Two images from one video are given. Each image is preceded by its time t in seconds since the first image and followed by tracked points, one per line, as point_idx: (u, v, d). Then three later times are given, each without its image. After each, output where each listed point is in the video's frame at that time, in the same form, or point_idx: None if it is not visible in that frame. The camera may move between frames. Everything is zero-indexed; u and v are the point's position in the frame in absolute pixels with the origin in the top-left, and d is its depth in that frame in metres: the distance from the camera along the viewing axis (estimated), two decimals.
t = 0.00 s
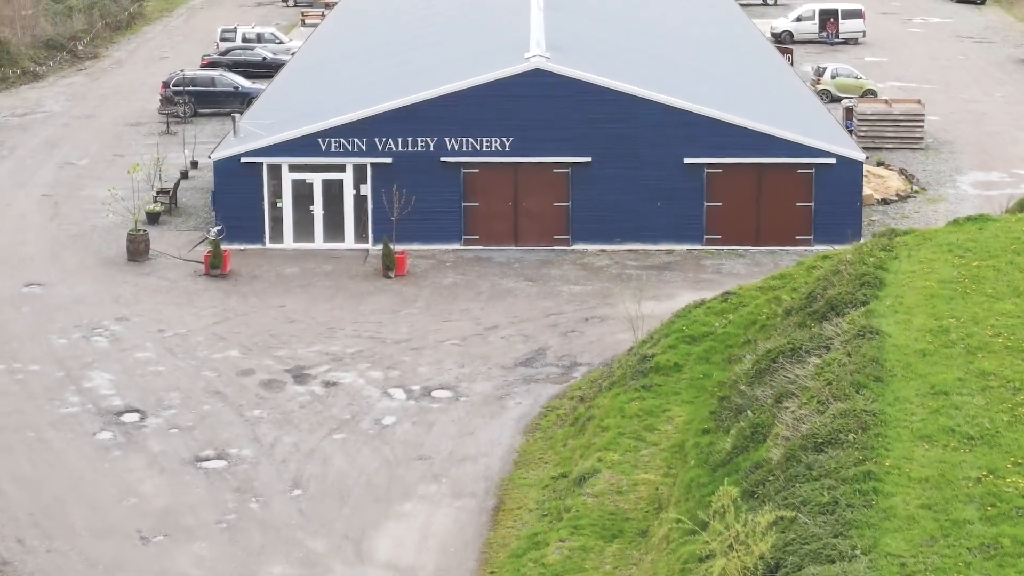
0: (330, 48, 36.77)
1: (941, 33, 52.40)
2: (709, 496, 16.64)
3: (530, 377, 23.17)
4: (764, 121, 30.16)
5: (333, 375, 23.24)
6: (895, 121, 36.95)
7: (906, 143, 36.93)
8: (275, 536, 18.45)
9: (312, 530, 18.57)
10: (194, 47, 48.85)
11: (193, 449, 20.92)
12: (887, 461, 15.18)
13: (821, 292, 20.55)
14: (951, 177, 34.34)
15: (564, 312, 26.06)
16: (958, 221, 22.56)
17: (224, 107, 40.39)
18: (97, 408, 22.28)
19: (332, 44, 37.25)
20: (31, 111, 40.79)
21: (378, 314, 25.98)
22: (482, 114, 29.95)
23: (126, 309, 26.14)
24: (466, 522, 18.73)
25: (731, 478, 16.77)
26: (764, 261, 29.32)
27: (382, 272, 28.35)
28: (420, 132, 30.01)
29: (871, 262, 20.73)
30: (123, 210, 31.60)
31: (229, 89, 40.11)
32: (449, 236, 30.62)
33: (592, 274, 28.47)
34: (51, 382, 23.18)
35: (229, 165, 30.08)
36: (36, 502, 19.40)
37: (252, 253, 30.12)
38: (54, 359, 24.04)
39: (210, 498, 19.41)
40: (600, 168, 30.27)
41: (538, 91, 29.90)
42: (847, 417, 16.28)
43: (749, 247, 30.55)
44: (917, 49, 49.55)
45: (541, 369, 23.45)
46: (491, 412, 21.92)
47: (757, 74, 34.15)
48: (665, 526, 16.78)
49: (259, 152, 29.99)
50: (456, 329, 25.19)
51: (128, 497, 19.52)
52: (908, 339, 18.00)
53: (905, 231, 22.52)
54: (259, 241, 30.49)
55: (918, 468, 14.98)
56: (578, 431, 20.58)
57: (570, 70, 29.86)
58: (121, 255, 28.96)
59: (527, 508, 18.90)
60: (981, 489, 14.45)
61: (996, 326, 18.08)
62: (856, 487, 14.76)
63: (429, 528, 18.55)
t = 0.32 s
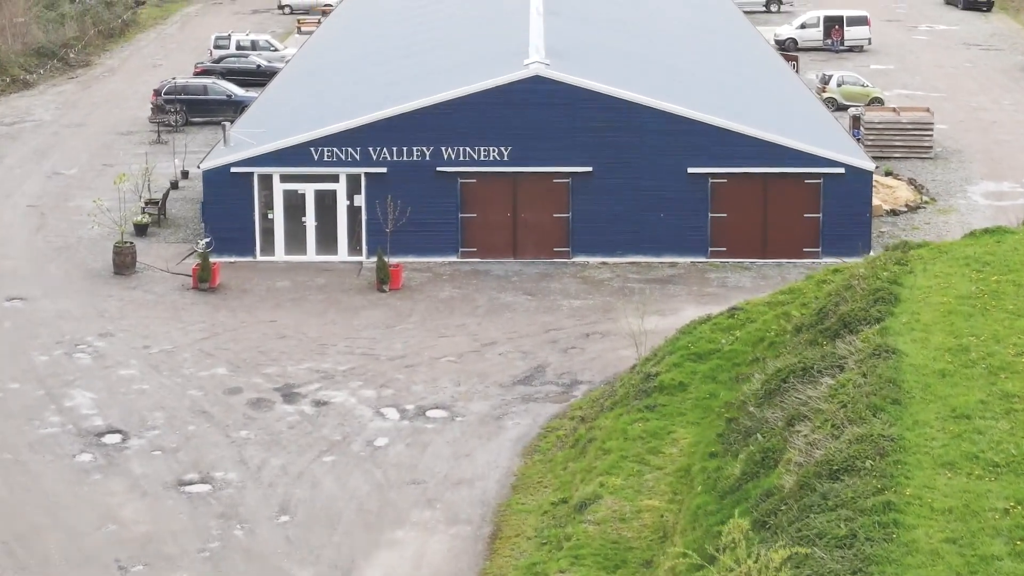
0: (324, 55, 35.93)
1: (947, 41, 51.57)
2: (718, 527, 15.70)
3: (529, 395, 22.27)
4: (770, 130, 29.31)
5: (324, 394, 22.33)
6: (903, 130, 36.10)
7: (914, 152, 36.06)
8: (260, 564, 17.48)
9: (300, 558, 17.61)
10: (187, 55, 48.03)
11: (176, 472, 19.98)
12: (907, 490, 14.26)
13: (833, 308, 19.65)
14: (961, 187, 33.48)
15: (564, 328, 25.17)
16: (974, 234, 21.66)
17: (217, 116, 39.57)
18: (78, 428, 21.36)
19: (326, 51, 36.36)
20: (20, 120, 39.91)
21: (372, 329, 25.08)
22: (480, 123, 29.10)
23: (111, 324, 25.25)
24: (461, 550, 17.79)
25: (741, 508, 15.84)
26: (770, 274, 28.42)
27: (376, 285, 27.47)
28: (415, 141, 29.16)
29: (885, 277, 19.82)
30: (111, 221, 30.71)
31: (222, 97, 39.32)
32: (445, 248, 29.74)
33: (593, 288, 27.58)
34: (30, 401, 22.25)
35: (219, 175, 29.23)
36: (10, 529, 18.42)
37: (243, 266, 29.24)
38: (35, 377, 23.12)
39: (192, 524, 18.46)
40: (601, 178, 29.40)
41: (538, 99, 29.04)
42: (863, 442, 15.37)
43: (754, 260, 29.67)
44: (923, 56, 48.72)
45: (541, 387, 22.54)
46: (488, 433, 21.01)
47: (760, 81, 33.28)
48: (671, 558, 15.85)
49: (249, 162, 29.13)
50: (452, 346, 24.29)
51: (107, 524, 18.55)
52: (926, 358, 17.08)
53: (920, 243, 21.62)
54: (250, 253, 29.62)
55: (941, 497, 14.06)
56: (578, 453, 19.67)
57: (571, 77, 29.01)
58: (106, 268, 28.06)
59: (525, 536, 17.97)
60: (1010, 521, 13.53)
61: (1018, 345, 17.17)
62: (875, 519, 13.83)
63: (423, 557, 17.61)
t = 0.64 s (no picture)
0: (317, 61, 35.09)
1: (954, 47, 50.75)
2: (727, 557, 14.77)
3: (528, 413, 21.36)
4: (777, 137, 28.44)
5: (314, 412, 21.43)
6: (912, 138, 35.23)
7: (923, 160, 35.20)
8: None
9: None
10: (181, 62, 47.21)
11: (159, 495, 19.04)
12: (930, 519, 13.36)
13: (847, 323, 18.75)
14: (972, 196, 32.59)
15: (565, 342, 24.28)
16: (992, 245, 20.78)
17: (209, 123, 38.75)
18: (57, 448, 20.45)
19: (320, 56, 35.50)
20: (8, 127, 39.05)
21: (365, 343, 24.20)
22: (477, 129, 28.25)
23: (95, 338, 24.35)
24: None
25: (752, 536, 14.92)
26: (778, 285, 27.54)
27: (370, 297, 26.60)
28: (411, 148, 28.31)
29: (901, 289, 18.93)
30: (98, 231, 29.84)
31: (215, 104, 38.41)
32: (442, 259, 28.87)
33: (595, 300, 26.69)
34: (9, 419, 21.33)
35: (209, 184, 28.36)
36: None
37: (233, 278, 28.38)
38: (14, 393, 22.19)
39: (174, 549, 17.52)
40: (603, 187, 28.54)
41: (537, 105, 28.18)
42: (882, 467, 14.46)
43: (761, 270, 28.79)
44: (930, 63, 47.89)
45: (540, 405, 21.62)
46: (485, 453, 20.09)
47: (765, 86, 32.40)
48: None
49: (239, 170, 28.26)
50: (449, 361, 23.39)
51: (84, 550, 17.55)
52: (947, 376, 16.17)
53: (936, 254, 20.74)
54: (240, 264, 28.75)
55: (967, 528, 13.16)
56: (580, 475, 18.76)
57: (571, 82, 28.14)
58: (92, 280, 27.17)
59: (523, 563, 17.02)
60: None
61: None
62: (896, 551, 12.93)
63: None
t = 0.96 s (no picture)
0: (311, 66, 34.35)
1: (960, 53, 50.06)
2: None
3: (527, 429, 20.57)
4: (783, 143, 27.69)
5: (305, 428, 20.64)
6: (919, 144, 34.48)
7: (931, 168, 34.48)
8: None
9: None
10: (176, 68, 46.50)
11: (141, 515, 18.18)
12: (953, 546, 12.57)
13: (860, 337, 17.97)
14: (982, 204, 31.82)
15: (565, 354, 23.50)
16: (1007, 255, 20.02)
17: (202, 130, 38.04)
18: (37, 465, 19.61)
19: (315, 62, 34.75)
20: None
21: (358, 356, 23.41)
22: (475, 135, 27.51)
23: (80, 351, 23.56)
24: None
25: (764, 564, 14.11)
26: (784, 296, 26.79)
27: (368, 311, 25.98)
28: (407, 154, 27.58)
29: (915, 301, 18.15)
30: (85, 240, 29.07)
31: (208, 110, 37.72)
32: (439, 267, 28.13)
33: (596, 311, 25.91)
34: None
35: (199, 191, 27.61)
36: None
37: (223, 288, 27.63)
38: None
39: (156, 571, 16.67)
40: (604, 195, 27.80)
41: (536, 110, 27.44)
42: (901, 489, 13.66)
43: (766, 280, 28.03)
44: (936, 69, 47.19)
45: (540, 420, 20.82)
46: (482, 471, 19.28)
47: (771, 93, 31.64)
48: None
49: (230, 177, 27.51)
50: (445, 374, 22.62)
51: (61, 573, 16.65)
52: (966, 392, 15.38)
53: (950, 264, 19.99)
54: (231, 274, 28.01)
55: (992, 555, 12.37)
56: (581, 494, 17.94)
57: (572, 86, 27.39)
58: (78, 291, 26.37)
59: None
60: None
61: None
62: None
63: None
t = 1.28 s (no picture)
0: (305, 72, 33.55)
1: (967, 60, 49.29)
2: None
3: (525, 448, 19.69)
4: (790, 150, 26.86)
5: (294, 448, 19.76)
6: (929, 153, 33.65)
7: (940, 177, 33.59)
8: None
9: None
10: (169, 75, 45.74)
11: (120, 540, 17.25)
12: None
13: (875, 354, 17.10)
14: (994, 214, 30.98)
15: (566, 370, 22.64)
16: None
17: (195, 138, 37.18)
18: (13, 487, 18.70)
19: (311, 68, 33.94)
20: None
21: (351, 372, 22.56)
22: (472, 143, 26.69)
23: (62, 366, 22.69)
24: None
25: None
26: (792, 309, 25.94)
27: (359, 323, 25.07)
28: (402, 163, 26.76)
29: (932, 316, 17.29)
30: (71, 251, 28.23)
31: (200, 118, 36.86)
32: (438, 278, 27.33)
33: (597, 325, 25.05)
34: None
35: (187, 201, 26.79)
36: None
37: (212, 301, 26.79)
38: None
39: None
40: (605, 204, 26.97)
41: (536, 117, 26.62)
42: (923, 519, 12.78)
43: (773, 293, 27.19)
44: (943, 76, 46.43)
45: (539, 439, 19.94)
46: (478, 494, 18.38)
47: (777, 99, 30.81)
48: None
49: (220, 186, 26.69)
50: (441, 391, 21.75)
51: None
52: (989, 413, 14.51)
53: (967, 277, 19.17)
54: (220, 286, 27.18)
55: None
56: (583, 519, 17.02)
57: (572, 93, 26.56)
58: (62, 304, 25.50)
59: None
60: None
61: None
62: None
63: None
